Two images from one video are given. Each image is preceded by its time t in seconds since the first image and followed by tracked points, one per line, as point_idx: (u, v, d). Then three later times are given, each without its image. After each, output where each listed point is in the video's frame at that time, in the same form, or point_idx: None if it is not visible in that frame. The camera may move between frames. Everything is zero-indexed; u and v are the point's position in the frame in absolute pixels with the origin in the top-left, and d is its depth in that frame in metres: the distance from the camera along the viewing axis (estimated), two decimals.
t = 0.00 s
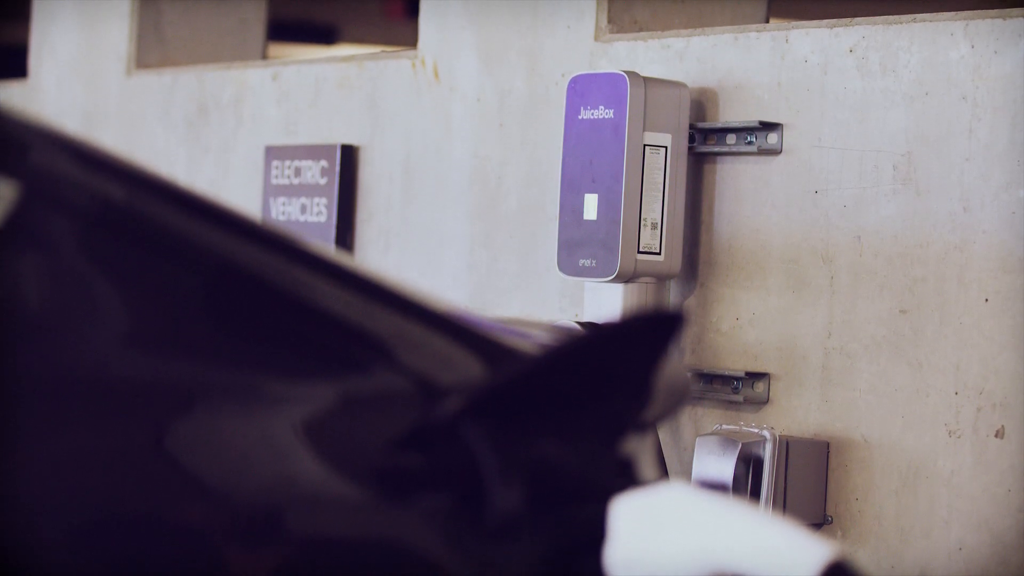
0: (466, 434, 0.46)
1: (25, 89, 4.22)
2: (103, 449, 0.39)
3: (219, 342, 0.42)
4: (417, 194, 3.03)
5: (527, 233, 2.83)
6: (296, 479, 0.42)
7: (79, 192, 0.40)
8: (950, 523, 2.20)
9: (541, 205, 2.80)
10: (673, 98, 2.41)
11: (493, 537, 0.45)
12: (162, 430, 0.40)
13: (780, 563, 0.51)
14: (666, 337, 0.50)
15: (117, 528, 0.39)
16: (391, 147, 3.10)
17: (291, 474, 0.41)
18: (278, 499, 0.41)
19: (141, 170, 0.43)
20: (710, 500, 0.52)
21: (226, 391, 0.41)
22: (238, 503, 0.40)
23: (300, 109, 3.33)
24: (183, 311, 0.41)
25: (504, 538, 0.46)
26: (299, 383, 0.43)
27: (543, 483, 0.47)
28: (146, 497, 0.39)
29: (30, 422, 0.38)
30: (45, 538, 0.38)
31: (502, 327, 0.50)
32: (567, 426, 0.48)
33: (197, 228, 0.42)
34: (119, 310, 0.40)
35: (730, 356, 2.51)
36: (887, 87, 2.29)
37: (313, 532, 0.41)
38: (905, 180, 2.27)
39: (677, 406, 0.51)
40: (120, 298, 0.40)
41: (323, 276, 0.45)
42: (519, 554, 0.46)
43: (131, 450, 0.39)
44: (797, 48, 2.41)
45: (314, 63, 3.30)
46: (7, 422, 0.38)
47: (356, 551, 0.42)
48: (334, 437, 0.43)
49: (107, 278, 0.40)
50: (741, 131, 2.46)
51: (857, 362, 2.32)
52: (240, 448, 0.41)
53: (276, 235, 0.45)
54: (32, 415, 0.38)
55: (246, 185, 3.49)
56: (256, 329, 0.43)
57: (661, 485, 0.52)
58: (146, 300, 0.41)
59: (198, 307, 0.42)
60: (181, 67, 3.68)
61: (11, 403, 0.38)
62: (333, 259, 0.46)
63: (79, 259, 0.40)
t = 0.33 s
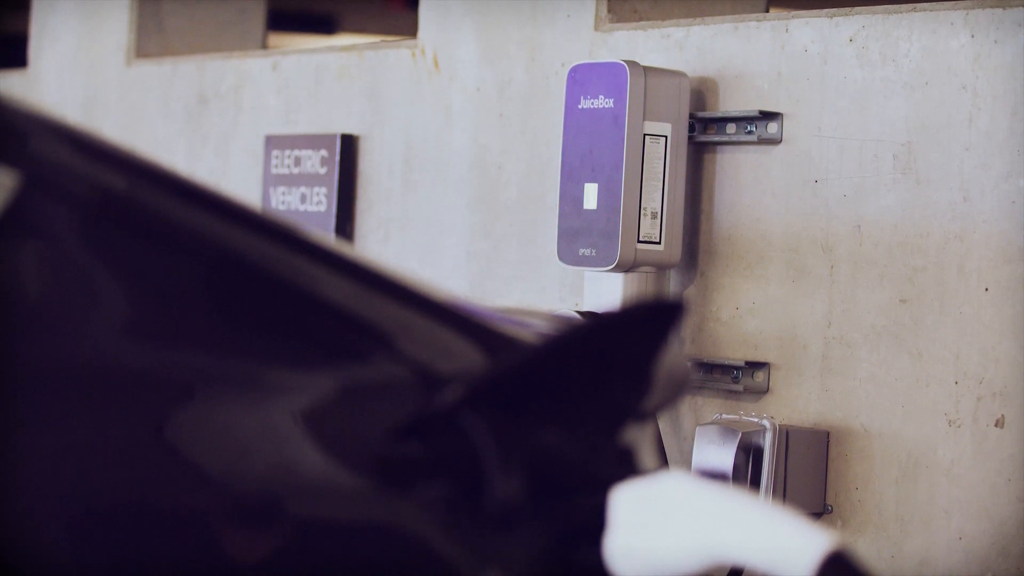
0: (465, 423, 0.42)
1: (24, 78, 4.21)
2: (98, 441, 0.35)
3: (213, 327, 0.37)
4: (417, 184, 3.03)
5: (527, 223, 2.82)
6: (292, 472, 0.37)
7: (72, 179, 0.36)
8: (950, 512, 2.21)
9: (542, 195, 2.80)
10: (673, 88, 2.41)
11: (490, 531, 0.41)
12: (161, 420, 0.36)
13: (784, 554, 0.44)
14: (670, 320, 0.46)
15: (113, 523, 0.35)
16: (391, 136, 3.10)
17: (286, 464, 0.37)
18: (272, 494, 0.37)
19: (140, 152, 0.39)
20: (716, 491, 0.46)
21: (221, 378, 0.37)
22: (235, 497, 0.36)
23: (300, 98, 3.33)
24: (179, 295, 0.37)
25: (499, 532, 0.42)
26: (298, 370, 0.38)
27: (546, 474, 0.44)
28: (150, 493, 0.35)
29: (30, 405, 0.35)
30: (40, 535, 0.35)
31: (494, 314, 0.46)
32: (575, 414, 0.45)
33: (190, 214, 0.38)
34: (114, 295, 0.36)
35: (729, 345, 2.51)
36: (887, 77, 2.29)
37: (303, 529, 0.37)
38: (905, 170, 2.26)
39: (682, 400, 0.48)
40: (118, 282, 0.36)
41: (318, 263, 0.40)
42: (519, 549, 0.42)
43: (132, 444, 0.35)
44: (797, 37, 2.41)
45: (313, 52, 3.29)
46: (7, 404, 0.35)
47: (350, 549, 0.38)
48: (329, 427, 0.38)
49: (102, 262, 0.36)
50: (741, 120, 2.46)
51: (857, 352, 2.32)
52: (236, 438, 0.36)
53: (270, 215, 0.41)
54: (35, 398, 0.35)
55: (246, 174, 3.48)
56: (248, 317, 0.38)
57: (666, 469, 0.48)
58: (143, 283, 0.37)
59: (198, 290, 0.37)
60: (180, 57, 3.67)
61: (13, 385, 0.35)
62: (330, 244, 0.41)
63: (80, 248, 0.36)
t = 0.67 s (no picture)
0: (464, 412, 0.42)
1: (23, 67, 4.19)
2: (96, 429, 0.35)
3: (213, 316, 0.37)
4: (417, 173, 3.02)
5: (527, 212, 2.82)
6: (291, 461, 0.37)
7: (69, 167, 0.36)
8: (950, 501, 2.21)
9: (541, 183, 2.80)
10: (674, 76, 2.40)
11: (490, 520, 0.41)
12: (160, 409, 0.36)
13: (783, 543, 0.41)
14: (670, 309, 0.46)
15: (112, 514, 0.35)
16: (391, 125, 3.09)
17: (286, 453, 0.37)
18: (272, 483, 0.37)
19: (140, 140, 0.38)
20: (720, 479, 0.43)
21: (219, 367, 0.37)
22: (235, 486, 0.36)
23: (300, 88, 3.32)
24: (180, 283, 0.37)
25: (499, 523, 0.42)
26: (298, 360, 0.38)
27: (546, 462, 0.44)
28: (149, 482, 0.35)
29: (31, 398, 0.35)
30: (37, 527, 0.35)
31: (496, 303, 0.46)
32: (574, 403, 0.45)
33: (192, 205, 0.38)
34: (113, 283, 0.36)
35: (729, 334, 2.51)
36: (887, 66, 2.28)
37: (304, 519, 0.37)
38: (905, 158, 2.26)
39: (682, 388, 0.48)
40: (118, 270, 0.36)
41: (319, 254, 0.40)
42: (520, 540, 0.42)
43: (132, 433, 0.35)
44: (797, 26, 2.40)
45: (313, 41, 3.29)
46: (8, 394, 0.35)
47: (349, 540, 0.38)
48: (328, 417, 0.38)
49: (101, 252, 0.36)
50: (741, 109, 2.45)
51: (857, 341, 2.32)
52: (236, 426, 0.36)
53: (271, 203, 0.41)
54: (36, 388, 0.35)
55: (246, 163, 3.48)
56: (250, 307, 0.38)
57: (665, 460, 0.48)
58: (143, 273, 0.37)
59: (199, 280, 0.37)
60: (180, 45, 3.66)
61: (14, 376, 0.35)
62: (330, 233, 0.42)
63: (79, 237, 0.36)
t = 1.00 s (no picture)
0: (464, 400, 0.42)
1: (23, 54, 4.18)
2: (96, 418, 0.35)
3: (213, 303, 0.37)
4: (417, 161, 3.02)
5: (527, 200, 2.82)
6: (292, 450, 0.37)
7: (70, 155, 0.36)
8: (950, 489, 2.21)
9: (542, 171, 2.78)
10: (673, 64, 2.39)
11: (491, 509, 0.41)
12: (160, 395, 0.36)
13: (778, 528, 0.40)
14: (671, 296, 0.46)
15: (110, 506, 0.35)
16: (392, 113, 3.08)
17: (286, 442, 0.37)
18: (272, 472, 0.37)
19: (140, 128, 0.38)
20: (716, 466, 0.43)
21: (220, 354, 0.37)
22: (235, 475, 0.36)
23: (300, 75, 3.31)
24: (183, 270, 0.37)
25: (501, 510, 0.42)
26: (298, 347, 0.38)
27: (547, 451, 0.44)
28: (150, 470, 0.35)
29: (32, 387, 0.34)
30: (36, 521, 0.34)
31: (497, 291, 0.47)
32: (574, 390, 0.45)
33: (197, 197, 0.38)
34: (114, 270, 0.36)
35: (729, 322, 2.52)
36: (887, 53, 2.27)
37: (302, 506, 0.37)
38: (905, 147, 2.25)
39: (684, 376, 0.48)
40: (119, 258, 0.36)
41: (320, 242, 0.40)
42: (521, 529, 0.42)
43: (132, 421, 0.35)
44: (798, 14, 2.39)
45: (313, 29, 3.28)
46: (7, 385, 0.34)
47: (351, 533, 0.38)
48: (327, 403, 0.38)
49: (102, 240, 0.36)
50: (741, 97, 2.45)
51: (857, 329, 2.32)
52: (234, 413, 0.36)
53: (268, 190, 0.41)
54: (38, 379, 0.34)
55: (246, 150, 3.47)
56: (250, 295, 0.38)
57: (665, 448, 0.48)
58: (143, 261, 0.37)
59: (200, 267, 0.37)
60: (180, 33, 3.66)
61: (14, 370, 0.34)
62: (330, 220, 0.42)
63: (80, 227, 0.36)
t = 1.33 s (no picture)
0: (464, 387, 0.42)
1: (22, 44, 4.16)
2: (93, 404, 0.35)
3: (210, 292, 0.37)
4: (416, 150, 3.01)
5: (527, 189, 2.81)
6: (292, 438, 0.37)
7: (70, 143, 0.37)
8: (950, 478, 2.21)
9: (542, 159, 2.78)
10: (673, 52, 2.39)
11: (492, 498, 0.41)
12: (160, 383, 0.36)
13: (779, 521, 0.40)
14: (672, 284, 0.45)
15: (115, 494, 0.35)
16: (392, 101, 3.07)
17: (286, 430, 0.37)
18: (271, 461, 0.37)
19: (137, 118, 0.39)
20: (716, 453, 0.43)
21: (220, 343, 0.37)
22: (236, 463, 0.36)
23: (300, 63, 3.30)
24: (180, 257, 0.37)
25: (503, 498, 0.42)
26: (298, 336, 0.39)
27: (547, 439, 0.43)
28: (150, 462, 0.35)
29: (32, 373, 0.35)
30: (38, 521, 0.35)
31: (497, 280, 0.47)
32: (574, 378, 0.45)
33: (199, 183, 0.39)
34: (114, 258, 0.37)
35: (729, 311, 2.51)
36: (886, 42, 2.26)
37: (304, 491, 0.37)
38: (906, 135, 2.25)
39: (682, 363, 0.49)
40: (115, 243, 0.37)
41: (321, 232, 0.41)
42: (521, 518, 0.42)
43: (132, 409, 0.36)
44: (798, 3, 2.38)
45: (313, 17, 3.27)
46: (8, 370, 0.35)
47: (352, 528, 0.38)
48: (328, 392, 0.38)
49: (99, 226, 0.37)
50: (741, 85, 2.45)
51: (857, 318, 2.32)
52: (235, 402, 0.37)
53: (266, 177, 0.41)
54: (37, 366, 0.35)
55: (246, 139, 3.46)
56: (250, 283, 0.38)
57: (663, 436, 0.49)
58: (141, 249, 0.37)
59: (199, 253, 0.38)
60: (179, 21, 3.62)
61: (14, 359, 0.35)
62: (329, 208, 0.42)
63: (77, 213, 0.37)
